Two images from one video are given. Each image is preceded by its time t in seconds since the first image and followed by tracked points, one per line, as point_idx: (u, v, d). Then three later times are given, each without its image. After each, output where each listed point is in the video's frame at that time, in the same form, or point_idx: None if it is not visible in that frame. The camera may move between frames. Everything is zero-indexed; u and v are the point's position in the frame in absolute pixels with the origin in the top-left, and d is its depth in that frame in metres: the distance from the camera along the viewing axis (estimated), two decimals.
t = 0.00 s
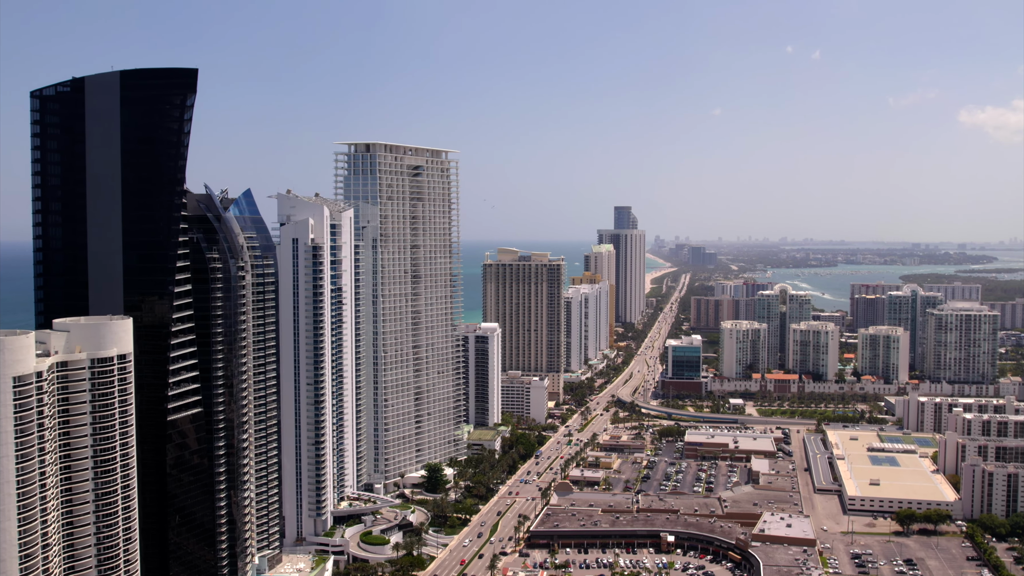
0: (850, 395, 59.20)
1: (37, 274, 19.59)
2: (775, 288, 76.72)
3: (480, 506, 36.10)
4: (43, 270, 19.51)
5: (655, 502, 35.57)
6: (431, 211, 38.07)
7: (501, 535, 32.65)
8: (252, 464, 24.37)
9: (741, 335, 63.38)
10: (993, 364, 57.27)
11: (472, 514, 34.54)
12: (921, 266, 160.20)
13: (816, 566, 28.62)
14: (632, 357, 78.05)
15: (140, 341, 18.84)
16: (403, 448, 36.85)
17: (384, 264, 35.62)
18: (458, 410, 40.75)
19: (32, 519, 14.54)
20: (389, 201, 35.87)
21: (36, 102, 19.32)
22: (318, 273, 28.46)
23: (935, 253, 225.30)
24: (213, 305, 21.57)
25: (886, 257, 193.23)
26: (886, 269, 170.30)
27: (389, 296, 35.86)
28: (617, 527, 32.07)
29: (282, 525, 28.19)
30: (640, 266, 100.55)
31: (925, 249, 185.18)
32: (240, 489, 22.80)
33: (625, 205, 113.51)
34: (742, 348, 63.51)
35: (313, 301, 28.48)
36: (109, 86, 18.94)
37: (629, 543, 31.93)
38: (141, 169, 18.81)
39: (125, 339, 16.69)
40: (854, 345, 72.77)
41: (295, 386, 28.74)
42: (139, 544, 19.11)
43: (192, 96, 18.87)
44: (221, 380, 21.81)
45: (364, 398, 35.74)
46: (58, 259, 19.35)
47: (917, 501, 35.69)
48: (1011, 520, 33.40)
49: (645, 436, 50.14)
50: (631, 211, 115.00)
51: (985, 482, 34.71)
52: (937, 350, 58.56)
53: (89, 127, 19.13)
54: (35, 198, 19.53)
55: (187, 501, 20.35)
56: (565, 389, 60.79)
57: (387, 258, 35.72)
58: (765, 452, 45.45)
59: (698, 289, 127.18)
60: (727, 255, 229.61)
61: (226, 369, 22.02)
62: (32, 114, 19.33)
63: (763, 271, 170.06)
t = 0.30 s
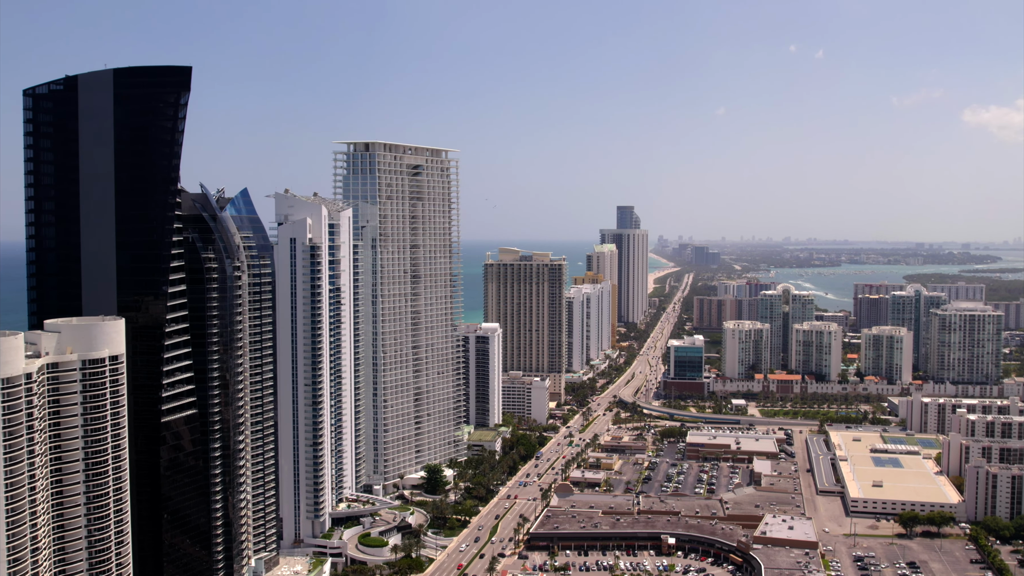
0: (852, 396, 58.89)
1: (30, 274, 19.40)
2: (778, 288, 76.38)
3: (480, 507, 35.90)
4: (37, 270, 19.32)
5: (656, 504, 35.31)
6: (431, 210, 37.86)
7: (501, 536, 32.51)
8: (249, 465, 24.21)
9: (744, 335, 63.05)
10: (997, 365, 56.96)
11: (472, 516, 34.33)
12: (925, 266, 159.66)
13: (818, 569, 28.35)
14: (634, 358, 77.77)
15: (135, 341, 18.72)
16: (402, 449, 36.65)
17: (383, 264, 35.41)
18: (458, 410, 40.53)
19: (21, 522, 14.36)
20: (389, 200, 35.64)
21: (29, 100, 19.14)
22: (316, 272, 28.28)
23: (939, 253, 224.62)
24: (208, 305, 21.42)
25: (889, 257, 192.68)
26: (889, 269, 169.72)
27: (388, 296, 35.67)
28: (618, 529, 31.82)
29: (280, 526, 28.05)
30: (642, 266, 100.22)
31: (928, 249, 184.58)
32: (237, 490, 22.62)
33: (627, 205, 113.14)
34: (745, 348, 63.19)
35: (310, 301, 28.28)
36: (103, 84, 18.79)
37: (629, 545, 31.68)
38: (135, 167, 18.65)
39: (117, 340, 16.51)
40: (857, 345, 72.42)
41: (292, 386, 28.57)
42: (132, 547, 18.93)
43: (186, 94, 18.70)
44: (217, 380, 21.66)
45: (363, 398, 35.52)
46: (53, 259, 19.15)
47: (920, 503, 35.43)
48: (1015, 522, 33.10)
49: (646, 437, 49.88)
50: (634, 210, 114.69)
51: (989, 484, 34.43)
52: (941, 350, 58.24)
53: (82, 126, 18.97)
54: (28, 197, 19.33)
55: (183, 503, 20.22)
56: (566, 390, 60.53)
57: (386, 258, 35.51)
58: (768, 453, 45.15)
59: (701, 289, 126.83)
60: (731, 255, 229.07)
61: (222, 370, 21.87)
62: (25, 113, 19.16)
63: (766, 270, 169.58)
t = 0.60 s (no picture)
0: (855, 396, 58.58)
1: (23, 274, 19.22)
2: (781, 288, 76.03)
3: (479, 509, 35.66)
4: (29, 269, 19.14)
5: (657, 506, 35.06)
6: (431, 210, 37.66)
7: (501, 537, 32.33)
8: (245, 467, 24.02)
9: (746, 335, 62.72)
10: (1001, 365, 56.61)
11: (472, 518, 34.10)
12: (929, 266, 159.19)
13: (820, 572, 28.09)
14: (636, 358, 77.49)
15: (128, 342, 18.54)
16: (402, 450, 36.46)
17: (382, 264, 35.20)
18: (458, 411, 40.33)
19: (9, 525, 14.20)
20: (388, 200, 35.43)
21: (22, 98, 18.99)
22: (314, 272, 28.07)
23: (943, 252, 223.84)
24: (203, 306, 21.23)
25: (893, 257, 192.13)
26: (893, 269, 169.10)
27: (388, 296, 35.47)
28: (618, 531, 31.61)
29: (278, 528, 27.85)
30: (644, 266, 99.89)
31: (932, 249, 183.99)
32: (233, 492, 22.41)
33: (630, 205, 112.90)
34: (747, 349, 62.88)
35: (308, 301, 28.08)
36: (95, 82, 18.62)
37: (630, 548, 31.46)
38: (128, 166, 18.43)
39: (109, 340, 16.35)
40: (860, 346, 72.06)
41: (290, 387, 28.38)
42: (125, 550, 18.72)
43: (180, 92, 18.52)
44: (212, 381, 21.46)
45: (362, 399, 35.30)
46: (45, 258, 18.96)
47: (923, 505, 35.14)
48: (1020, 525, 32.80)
49: (648, 438, 49.61)
50: (636, 210, 114.42)
51: (992, 486, 34.15)
52: (944, 351, 57.88)
53: (75, 124, 18.81)
54: (21, 195, 19.15)
55: (177, 506, 20.04)
56: (568, 390, 60.28)
57: (385, 258, 35.30)
58: (770, 454, 44.86)
59: (704, 289, 126.44)
60: (733, 254, 228.55)
61: (217, 371, 21.67)
62: (18, 111, 19.01)
63: (770, 270, 169.09)
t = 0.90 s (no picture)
0: (859, 397, 58.24)
1: (16, 274, 19.06)
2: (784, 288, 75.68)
3: (479, 510, 35.42)
4: (23, 270, 18.98)
5: (658, 508, 34.80)
6: (431, 210, 37.46)
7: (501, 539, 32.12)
8: (241, 468, 23.82)
9: (749, 335, 62.38)
10: (1005, 365, 56.21)
11: (472, 519, 33.89)
12: (933, 266, 158.59)
13: None
14: (638, 358, 77.20)
15: (122, 343, 18.37)
16: (401, 451, 36.26)
17: (382, 264, 35.00)
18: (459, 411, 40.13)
19: None
20: (387, 199, 35.23)
21: (15, 97, 18.85)
22: (312, 272, 27.89)
23: (947, 252, 222.83)
24: (198, 306, 21.07)
25: (896, 256, 191.48)
26: (897, 269, 168.45)
27: (387, 296, 35.29)
28: (618, 533, 31.38)
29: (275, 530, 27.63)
30: (647, 265, 99.56)
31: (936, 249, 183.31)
32: (229, 493, 22.21)
33: (633, 204, 112.65)
34: (750, 349, 62.53)
35: (306, 302, 27.92)
36: (89, 81, 18.48)
37: (630, 550, 31.22)
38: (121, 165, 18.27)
39: (100, 342, 16.18)
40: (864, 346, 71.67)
41: (288, 388, 28.21)
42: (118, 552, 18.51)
43: (173, 90, 18.37)
44: (208, 382, 21.27)
45: (361, 399, 35.10)
46: (38, 257, 18.80)
47: (926, 508, 34.83)
48: None
49: (650, 439, 49.33)
50: (639, 210, 114.21)
51: (997, 488, 33.82)
52: (948, 351, 57.49)
53: (68, 123, 18.66)
54: (14, 195, 19.00)
55: (171, 508, 19.85)
56: (570, 390, 60.02)
57: (385, 258, 35.10)
58: (772, 455, 44.55)
59: (707, 289, 126.03)
60: (736, 254, 227.88)
61: (213, 371, 21.48)
62: (11, 110, 18.86)
63: (773, 270, 168.57)
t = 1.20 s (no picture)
0: (861, 397, 57.91)
1: (9, 274, 18.88)
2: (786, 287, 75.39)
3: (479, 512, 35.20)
4: (15, 270, 18.81)
5: (659, 509, 34.55)
6: (431, 209, 37.26)
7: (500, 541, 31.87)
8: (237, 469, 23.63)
9: (751, 335, 62.08)
10: (1009, 366, 55.85)
11: (471, 521, 33.70)
12: (937, 266, 158.07)
13: None
14: (640, 359, 76.92)
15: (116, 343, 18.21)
16: (401, 452, 36.07)
17: (381, 264, 34.82)
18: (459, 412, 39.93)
19: None
20: (387, 199, 35.03)
21: (7, 96, 18.70)
22: (310, 272, 27.71)
23: (951, 252, 222.16)
24: (194, 307, 20.86)
25: (900, 256, 190.92)
26: (901, 269, 167.86)
27: (386, 296, 35.10)
28: (618, 535, 31.16)
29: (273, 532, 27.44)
30: (650, 265, 99.24)
31: (940, 249, 182.78)
32: (225, 494, 21.99)
33: (636, 204, 112.36)
34: (752, 349, 62.24)
35: (304, 302, 27.76)
36: (82, 79, 18.33)
37: (630, 552, 31.01)
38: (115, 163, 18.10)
39: (92, 343, 16.03)
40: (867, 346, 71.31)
41: (285, 388, 28.01)
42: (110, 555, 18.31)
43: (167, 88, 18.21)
44: (204, 383, 21.05)
45: (360, 400, 34.91)
46: (30, 257, 18.64)
47: (929, 509, 34.56)
48: None
49: (651, 440, 49.09)
50: (642, 210, 113.89)
51: (1001, 489, 33.52)
52: (952, 351, 57.16)
53: (61, 121, 18.50)
54: (6, 194, 18.83)
55: (165, 509, 19.64)
56: (571, 391, 59.79)
57: (384, 258, 34.90)
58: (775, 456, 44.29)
59: (710, 289, 125.62)
60: (739, 254, 227.22)
61: (209, 372, 21.26)
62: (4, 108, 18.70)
63: (777, 270, 168.06)
